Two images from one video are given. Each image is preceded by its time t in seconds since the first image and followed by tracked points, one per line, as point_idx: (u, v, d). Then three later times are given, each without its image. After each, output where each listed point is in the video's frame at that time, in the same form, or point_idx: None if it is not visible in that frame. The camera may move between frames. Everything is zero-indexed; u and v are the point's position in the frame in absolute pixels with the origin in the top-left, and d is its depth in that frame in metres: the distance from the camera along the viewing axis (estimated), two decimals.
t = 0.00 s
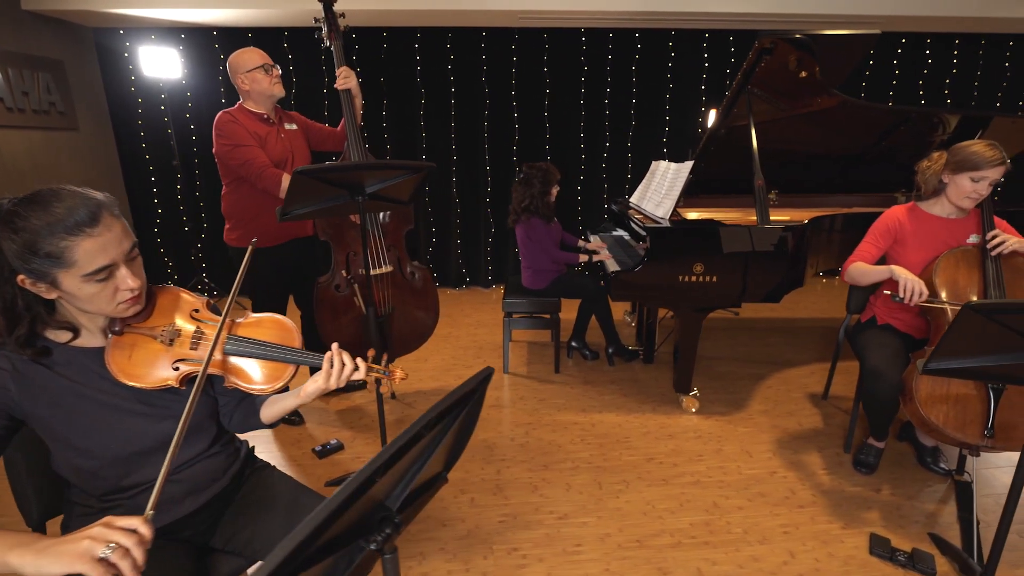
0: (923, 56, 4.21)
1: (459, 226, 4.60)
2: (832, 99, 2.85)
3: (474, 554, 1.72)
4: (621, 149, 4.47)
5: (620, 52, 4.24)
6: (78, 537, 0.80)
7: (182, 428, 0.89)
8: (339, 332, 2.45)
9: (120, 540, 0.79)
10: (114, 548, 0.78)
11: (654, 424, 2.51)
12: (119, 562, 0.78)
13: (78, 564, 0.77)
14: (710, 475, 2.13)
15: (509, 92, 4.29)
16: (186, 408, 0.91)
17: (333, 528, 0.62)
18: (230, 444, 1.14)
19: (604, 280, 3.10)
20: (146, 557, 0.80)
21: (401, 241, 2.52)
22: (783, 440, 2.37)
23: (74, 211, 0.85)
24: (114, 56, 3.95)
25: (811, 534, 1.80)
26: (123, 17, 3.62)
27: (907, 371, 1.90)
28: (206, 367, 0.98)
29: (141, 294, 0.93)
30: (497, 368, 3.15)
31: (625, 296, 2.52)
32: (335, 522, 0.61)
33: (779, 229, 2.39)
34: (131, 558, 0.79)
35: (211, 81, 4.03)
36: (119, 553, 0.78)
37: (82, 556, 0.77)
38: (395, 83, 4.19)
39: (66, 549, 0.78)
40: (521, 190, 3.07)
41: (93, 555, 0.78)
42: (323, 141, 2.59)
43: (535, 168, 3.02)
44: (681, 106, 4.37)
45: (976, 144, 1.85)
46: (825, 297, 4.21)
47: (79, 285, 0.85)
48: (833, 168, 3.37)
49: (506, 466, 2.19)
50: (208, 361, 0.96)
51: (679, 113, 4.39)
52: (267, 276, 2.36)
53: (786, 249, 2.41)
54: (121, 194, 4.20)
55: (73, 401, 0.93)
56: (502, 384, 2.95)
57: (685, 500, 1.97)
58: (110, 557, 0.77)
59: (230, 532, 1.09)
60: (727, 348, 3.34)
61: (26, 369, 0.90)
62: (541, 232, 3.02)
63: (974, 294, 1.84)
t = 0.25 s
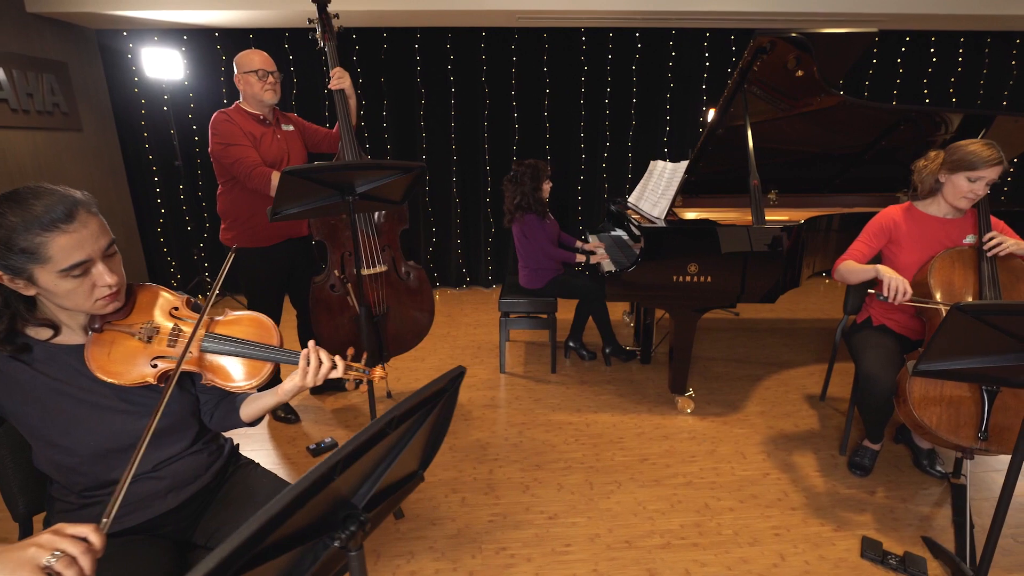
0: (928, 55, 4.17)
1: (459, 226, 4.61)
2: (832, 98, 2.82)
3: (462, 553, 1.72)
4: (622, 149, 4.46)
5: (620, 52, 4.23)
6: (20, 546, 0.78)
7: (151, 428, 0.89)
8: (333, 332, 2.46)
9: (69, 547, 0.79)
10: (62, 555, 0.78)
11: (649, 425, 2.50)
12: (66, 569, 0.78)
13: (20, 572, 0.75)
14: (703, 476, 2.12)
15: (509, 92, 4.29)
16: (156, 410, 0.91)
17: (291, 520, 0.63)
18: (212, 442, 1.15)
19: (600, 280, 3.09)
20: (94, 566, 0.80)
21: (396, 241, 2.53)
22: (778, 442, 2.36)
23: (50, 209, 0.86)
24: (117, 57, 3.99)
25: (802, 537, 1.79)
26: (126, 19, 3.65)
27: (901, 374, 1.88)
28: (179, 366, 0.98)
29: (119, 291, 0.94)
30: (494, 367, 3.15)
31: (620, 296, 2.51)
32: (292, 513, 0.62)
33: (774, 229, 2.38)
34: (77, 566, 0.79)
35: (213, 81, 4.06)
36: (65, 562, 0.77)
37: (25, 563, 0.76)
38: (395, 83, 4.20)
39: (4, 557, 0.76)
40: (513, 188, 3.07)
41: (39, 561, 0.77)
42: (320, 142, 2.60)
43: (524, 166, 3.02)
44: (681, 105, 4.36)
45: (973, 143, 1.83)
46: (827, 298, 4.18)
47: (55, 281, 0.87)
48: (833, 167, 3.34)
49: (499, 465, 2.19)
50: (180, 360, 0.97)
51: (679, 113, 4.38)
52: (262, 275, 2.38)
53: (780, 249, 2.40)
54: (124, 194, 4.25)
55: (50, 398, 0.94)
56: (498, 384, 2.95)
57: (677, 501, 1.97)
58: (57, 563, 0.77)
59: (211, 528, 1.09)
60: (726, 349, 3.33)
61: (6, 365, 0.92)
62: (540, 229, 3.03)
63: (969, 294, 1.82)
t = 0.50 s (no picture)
0: (941, 54, 4.10)
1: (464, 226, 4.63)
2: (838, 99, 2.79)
3: (454, 551, 1.74)
4: (627, 149, 4.44)
5: (626, 52, 4.21)
6: None
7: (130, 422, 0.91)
8: (334, 330, 2.49)
9: (26, 544, 0.81)
10: (19, 552, 0.80)
11: (648, 427, 2.50)
12: (22, 566, 0.79)
13: None
14: (700, 479, 2.11)
15: (514, 93, 4.30)
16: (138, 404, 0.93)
17: (260, 509, 0.64)
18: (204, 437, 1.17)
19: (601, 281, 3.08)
20: (51, 564, 0.82)
21: (397, 241, 2.55)
22: (777, 446, 2.34)
23: (41, 206, 0.89)
24: (130, 59, 4.07)
25: (797, 542, 1.78)
26: (138, 22, 3.72)
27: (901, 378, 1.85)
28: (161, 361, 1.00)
29: (110, 286, 0.96)
30: (495, 367, 3.16)
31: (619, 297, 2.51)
32: (257, 503, 0.63)
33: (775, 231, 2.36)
34: (34, 564, 0.80)
35: (222, 83, 4.12)
36: (21, 559, 0.79)
37: None
38: (401, 84, 4.23)
39: None
40: (514, 187, 3.08)
41: None
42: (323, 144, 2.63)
43: (524, 165, 3.03)
44: (688, 106, 4.33)
45: (978, 144, 1.80)
46: (834, 301, 4.13)
47: (47, 275, 0.90)
48: (840, 168, 3.30)
49: (495, 465, 2.20)
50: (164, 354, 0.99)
51: (686, 113, 4.35)
52: (265, 273, 2.42)
53: (781, 252, 2.37)
54: (136, 193, 4.33)
55: (45, 390, 0.97)
56: (499, 384, 2.96)
57: (671, 503, 1.96)
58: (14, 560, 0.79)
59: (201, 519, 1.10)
60: (729, 351, 3.30)
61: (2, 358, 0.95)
62: (541, 229, 3.03)
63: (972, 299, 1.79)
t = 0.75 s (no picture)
0: (973, 50, 3.95)
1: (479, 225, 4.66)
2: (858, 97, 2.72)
3: (456, 546, 1.76)
4: (644, 149, 4.41)
5: (643, 50, 4.18)
6: None
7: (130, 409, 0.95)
8: (346, 327, 2.54)
9: (12, 530, 0.84)
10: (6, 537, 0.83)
11: (656, 428, 2.48)
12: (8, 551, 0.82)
13: None
14: (706, 481, 2.09)
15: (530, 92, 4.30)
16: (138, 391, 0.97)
17: (247, 493, 0.68)
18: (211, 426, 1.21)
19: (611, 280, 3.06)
20: (35, 551, 0.85)
21: (409, 240, 2.58)
22: (787, 450, 2.30)
23: (53, 203, 0.94)
24: (158, 61, 4.20)
25: (802, 548, 1.75)
26: (165, 25, 3.84)
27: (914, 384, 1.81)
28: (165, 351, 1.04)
29: (120, 279, 1.01)
30: (505, 366, 3.18)
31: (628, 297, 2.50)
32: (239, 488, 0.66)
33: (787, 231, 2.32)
34: (18, 550, 0.83)
35: (245, 84, 4.22)
36: (6, 544, 0.82)
37: None
38: (418, 84, 4.28)
39: None
40: (527, 184, 3.09)
41: None
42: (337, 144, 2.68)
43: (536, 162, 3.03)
44: (706, 105, 4.27)
45: (1000, 144, 1.74)
46: (855, 304, 4.02)
47: (59, 268, 0.94)
48: (861, 168, 3.22)
49: (501, 462, 2.22)
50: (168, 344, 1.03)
51: (704, 112, 4.29)
52: (280, 271, 2.48)
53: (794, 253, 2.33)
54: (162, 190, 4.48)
55: (59, 378, 1.02)
56: (508, 382, 2.97)
57: (676, 506, 1.95)
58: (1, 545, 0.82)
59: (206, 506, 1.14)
60: (743, 354, 3.25)
61: (20, 348, 1.00)
62: (553, 225, 3.03)
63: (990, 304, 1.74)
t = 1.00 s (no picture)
0: (1008, 46, 3.80)
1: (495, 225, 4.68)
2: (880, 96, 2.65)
3: (458, 542, 1.78)
4: (661, 149, 4.36)
5: (662, 49, 4.14)
6: None
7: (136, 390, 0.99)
8: (358, 324, 2.59)
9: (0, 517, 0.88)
10: None
11: (665, 431, 2.46)
12: None
13: None
14: (713, 486, 2.06)
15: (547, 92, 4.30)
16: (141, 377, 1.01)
17: (231, 481, 0.71)
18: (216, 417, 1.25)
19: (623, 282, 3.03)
20: (20, 539, 0.89)
21: (421, 239, 2.61)
22: (799, 457, 2.25)
23: (65, 200, 0.99)
24: (186, 63, 4.33)
25: (808, 557, 1.72)
26: (192, 28, 3.96)
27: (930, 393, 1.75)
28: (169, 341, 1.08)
29: (129, 272, 1.06)
30: (516, 365, 3.19)
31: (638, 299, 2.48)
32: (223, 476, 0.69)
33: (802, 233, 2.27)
34: (5, 536, 0.88)
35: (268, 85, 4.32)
36: None
37: None
38: (436, 85, 4.32)
39: None
40: (542, 183, 3.08)
41: None
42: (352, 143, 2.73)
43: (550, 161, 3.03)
44: (725, 104, 4.21)
45: None
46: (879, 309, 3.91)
47: (71, 262, 0.99)
48: (885, 170, 3.12)
49: (507, 461, 2.23)
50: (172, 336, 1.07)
51: (723, 112, 4.23)
52: (295, 268, 2.53)
53: (809, 257, 2.29)
54: (189, 188, 4.62)
55: (71, 367, 1.07)
56: (518, 382, 2.98)
57: (680, 510, 1.93)
58: None
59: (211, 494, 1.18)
60: (758, 358, 3.20)
61: (35, 339, 1.05)
62: (568, 222, 3.02)
63: (1012, 311, 1.67)
